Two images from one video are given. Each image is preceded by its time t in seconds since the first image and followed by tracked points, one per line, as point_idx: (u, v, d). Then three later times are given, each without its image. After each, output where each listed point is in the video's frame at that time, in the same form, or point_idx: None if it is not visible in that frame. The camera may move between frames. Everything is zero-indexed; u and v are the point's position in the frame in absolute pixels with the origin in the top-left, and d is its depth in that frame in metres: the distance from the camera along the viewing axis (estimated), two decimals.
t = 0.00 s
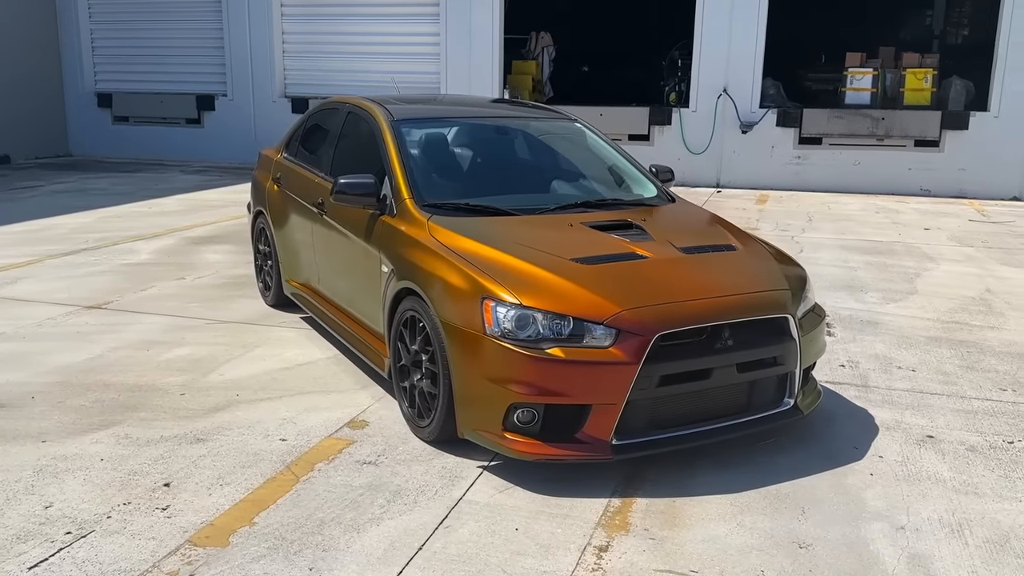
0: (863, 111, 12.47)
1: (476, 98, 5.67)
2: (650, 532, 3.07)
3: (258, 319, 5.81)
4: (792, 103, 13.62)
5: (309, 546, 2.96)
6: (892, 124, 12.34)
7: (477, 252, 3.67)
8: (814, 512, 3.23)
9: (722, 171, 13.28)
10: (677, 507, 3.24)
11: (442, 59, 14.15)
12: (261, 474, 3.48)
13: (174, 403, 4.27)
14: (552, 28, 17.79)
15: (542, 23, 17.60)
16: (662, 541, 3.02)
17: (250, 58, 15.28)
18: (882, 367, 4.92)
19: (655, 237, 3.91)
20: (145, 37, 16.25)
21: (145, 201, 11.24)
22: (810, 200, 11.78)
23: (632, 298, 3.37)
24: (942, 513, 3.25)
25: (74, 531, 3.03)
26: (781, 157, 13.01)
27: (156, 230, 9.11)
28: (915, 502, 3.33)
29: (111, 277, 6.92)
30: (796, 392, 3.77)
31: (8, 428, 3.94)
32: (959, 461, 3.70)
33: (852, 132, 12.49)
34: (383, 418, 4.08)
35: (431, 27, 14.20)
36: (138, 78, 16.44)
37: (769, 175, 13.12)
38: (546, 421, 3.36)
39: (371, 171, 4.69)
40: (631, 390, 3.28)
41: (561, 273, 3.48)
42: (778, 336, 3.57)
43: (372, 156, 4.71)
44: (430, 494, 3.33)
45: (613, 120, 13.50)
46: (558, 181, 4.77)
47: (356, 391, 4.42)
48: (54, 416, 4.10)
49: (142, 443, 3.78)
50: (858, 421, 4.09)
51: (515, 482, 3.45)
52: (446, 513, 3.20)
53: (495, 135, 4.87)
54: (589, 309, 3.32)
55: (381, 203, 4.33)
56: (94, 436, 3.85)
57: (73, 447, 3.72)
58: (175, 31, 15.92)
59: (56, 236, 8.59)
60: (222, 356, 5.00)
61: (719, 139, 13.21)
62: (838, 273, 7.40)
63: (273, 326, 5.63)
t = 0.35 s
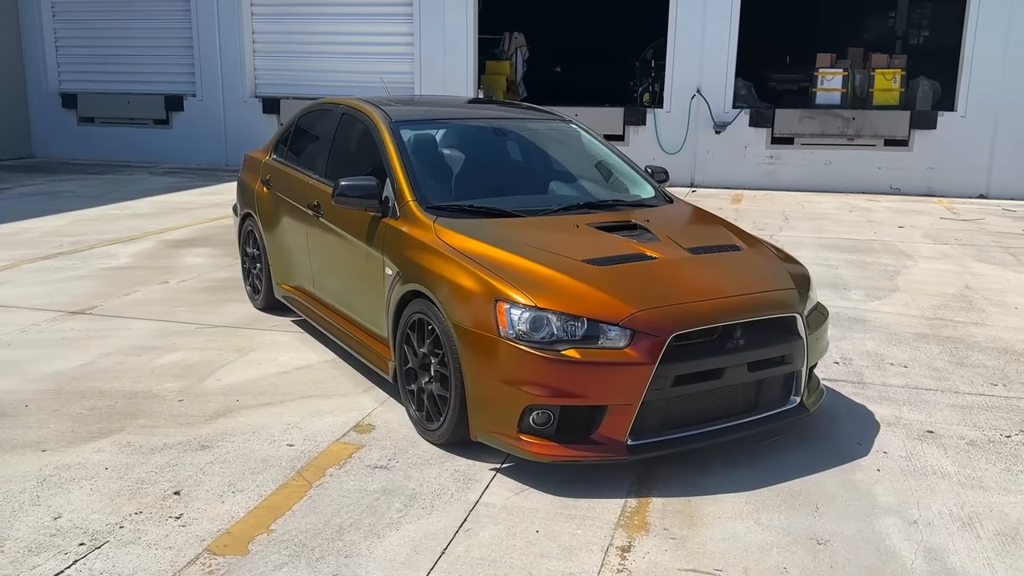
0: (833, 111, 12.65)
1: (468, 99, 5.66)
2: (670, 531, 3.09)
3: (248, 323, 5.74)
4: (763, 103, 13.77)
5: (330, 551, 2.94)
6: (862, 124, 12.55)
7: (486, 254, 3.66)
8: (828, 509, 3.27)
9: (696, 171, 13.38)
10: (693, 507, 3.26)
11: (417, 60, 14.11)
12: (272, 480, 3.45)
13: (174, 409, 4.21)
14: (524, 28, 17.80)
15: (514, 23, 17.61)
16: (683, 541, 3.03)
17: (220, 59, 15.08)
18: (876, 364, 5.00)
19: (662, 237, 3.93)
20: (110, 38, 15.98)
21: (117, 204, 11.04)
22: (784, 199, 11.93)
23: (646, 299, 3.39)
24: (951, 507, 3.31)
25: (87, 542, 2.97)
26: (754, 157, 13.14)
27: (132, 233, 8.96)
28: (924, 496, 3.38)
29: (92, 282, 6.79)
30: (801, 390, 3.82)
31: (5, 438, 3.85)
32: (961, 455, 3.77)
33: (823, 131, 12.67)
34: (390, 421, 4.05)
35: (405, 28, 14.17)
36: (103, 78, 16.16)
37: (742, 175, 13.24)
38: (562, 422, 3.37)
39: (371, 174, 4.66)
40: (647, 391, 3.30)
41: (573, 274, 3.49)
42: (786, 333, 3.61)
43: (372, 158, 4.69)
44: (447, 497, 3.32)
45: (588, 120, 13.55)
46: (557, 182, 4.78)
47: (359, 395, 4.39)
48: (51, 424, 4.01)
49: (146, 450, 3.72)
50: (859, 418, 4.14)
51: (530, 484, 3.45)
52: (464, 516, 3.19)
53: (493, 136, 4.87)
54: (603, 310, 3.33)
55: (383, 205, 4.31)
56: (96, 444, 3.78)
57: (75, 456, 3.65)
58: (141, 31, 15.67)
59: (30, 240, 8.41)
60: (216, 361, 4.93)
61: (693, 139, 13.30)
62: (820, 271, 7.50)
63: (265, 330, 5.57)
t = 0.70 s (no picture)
0: (807, 111, 12.83)
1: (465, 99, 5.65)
2: (693, 528, 3.11)
3: (241, 325, 5.67)
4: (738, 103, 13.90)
5: (356, 554, 2.92)
6: (836, 123, 12.74)
7: (499, 254, 3.66)
8: (843, 503, 3.32)
9: (673, 171, 13.46)
10: (712, 503, 3.29)
11: (393, 59, 14.06)
12: (287, 484, 3.41)
13: (177, 414, 4.15)
14: (497, 27, 17.82)
15: (488, 22, 17.62)
16: (706, 538, 3.05)
17: (191, 58, 14.89)
18: (871, 359, 5.08)
19: (670, 236, 3.96)
20: (78, 37, 15.72)
21: (91, 205, 10.85)
22: (761, 198, 12.06)
23: (662, 298, 3.41)
24: (962, 499, 3.37)
25: (107, 550, 2.92)
26: (730, 157, 13.25)
27: (110, 235, 8.80)
28: (936, 489, 3.44)
29: (76, 286, 6.66)
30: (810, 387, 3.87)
31: (7, 446, 3.77)
32: (966, 448, 3.85)
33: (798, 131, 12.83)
34: (399, 423, 4.03)
35: (380, 27, 14.12)
36: (71, 78, 15.89)
37: (719, 174, 13.34)
38: (580, 422, 3.37)
39: (373, 174, 4.63)
40: (665, 389, 3.31)
41: (588, 273, 3.50)
42: (797, 331, 3.65)
43: (374, 158, 4.66)
44: (466, 498, 3.31)
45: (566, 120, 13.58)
46: (559, 182, 4.79)
47: (365, 397, 4.36)
48: (53, 431, 3.93)
49: (155, 456, 3.66)
50: (862, 413, 4.20)
51: (547, 484, 3.45)
52: (486, 517, 3.18)
53: (494, 136, 4.87)
54: (621, 309, 3.34)
55: (389, 205, 4.28)
56: (102, 450, 3.71)
57: (82, 463, 3.58)
58: (110, 30, 15.44)
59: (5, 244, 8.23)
60: (214, 364, 4.87)
61: (670, 139, 13.38)
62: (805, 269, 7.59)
63: (259, 333, 5.50)
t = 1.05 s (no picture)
0: (781, 112, 12.93)
1: (460, 102, 5.64)
2: (712, 530, 3.13)
3: (234, 331, 5.61)
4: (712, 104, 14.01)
5: (380, 563, 2.90)
6: (809, 124, 12.89)
7: (510, 259, 3.66)
8: (855, 502, 3.36)
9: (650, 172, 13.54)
10: (728, 505, 3.32)
11: (368, 60, 13.99)
12: (302, 493, 3.38)
13: (180, 423, 4.09)
14: (470, 28, 17.79)
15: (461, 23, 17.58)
16: (727, 540, 3.08)
17: (162, 59, 14.66)
18: (865, 359, 5.16)
19: (677, 240, 3.99)
20: (45, 38, 15.43)
21: (63, 209, 10.65)
22: (738, 198, 12.18)
23: (676, 301, 3.43)
24: (970, 496, 3.44)
25: (125, 564, 2.88)
26: (706, 158, 13.34)
27: (87, 239, 8.64)
28: (943, 487, 3.51)
29: (59, 292, 6.53)
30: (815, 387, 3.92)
31: (8, 458, 3.69)
32: (967, 446, 3.92)
33: (772, 132, 12.97)
34: (406, 429, 4.01)
35: (355, 28, 14.03)
36: (38, 80, 15.58)
37: (695, 175, 13.43)
38: (596, 425, 3.38)
39: (373, 178, 4.61)
40: (681, 392, 3.34)
41: (602, 277, 3.51)
42: (805, 332, 3.70)
43: (374, 163, 4.64)
44: (484, 504, 3.30)
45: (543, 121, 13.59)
46: (559, 185, 4.81)
47: (369, 403, 4.33)
48: (53, 442, 3.86)
49: (162, 466, 3.61)
50: (862, 412, 4.26)
51: (563, 488, 3.46)
52: (505, 523, 3.18)
53: (494, 140, 4.88)
54: (636, 312, 3.36)
55: (393, 210, 4.26)
56: (107, 461, 3.65)
57: (89, 475, 3.52)
58: (78, 30, 15.17)
59: None
60: (212, 371, 4.81)
61: (646, 140, 13.45)
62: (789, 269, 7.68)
63: (254, 339, 5.44)
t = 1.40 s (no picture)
0: (758, 112, 13.03)
1: (455, 103, 5.60)
2: (734, 533, 3.13)
3: (226, 336, 5.51)
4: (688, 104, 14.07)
5: (405, 572, 2.86)
6: (785, 124, 12.99)
7: (522, 261, 3.64)
8: (871, 501, 3.38)
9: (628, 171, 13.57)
10: (746, 506, 3.31)
11: (344, 59, 13.87)
12: (315, 501, 3.32)
13: (181, 430, 4.01)
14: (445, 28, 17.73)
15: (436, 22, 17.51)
16: (749, 541, 3.08)
17: (132, 58, 14.41)
18: (862, 357, 5.19)
19: (686, 241, 3.99)
20: (11, 38, 15.12)
21: (35, 212, 10.41)
22: (717, 197, 12.25)
23: (692, 304, 3.43)
24: (982, 493, 3.47)
25: None
26: (684, 158, 13.40)
27: (64, 243, 8.46)
28: (955, 484, 3.53)
29: (41, 297, 6.37)
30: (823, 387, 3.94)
31: (7, 470, 3.58)
32: (972, 443, 3.96)
33: (748, 132, 13.07)
34: (414, 434, 3.96)
35: (330, 27, 13.91)
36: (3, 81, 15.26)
37: (674, 175, 13.48)
38: (613, 428, 3.36)
39: (374, 179, 4.55)
40: (698, 394, 3.33)
41: (617, 280, 3.50)
42: (817, 333, 3.71)
43: (374, 165, 4.59)
44: (502, 509, 3.27)
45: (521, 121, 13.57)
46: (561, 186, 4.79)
47: (374, 408, 4.28)
48: (53, 452, 3.75)
49: (168, 476, 3.52)
50: (867, 410, 4.28)
51: (580, 492, 3.43)
52: (526, 528, 3.15)
53: (493, 142, 4.84)
54: (652, 315, 3.34)
55: (397, 212, 4.21)
56: (110, 471, 3.56)
57: (93, 486, 3.43)
58: (45, 29, 14.87)
59: None
60: (208, 377, 4.72)
61: (625, 140, 13.48)
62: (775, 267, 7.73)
63: (248, 343, 5.35)
